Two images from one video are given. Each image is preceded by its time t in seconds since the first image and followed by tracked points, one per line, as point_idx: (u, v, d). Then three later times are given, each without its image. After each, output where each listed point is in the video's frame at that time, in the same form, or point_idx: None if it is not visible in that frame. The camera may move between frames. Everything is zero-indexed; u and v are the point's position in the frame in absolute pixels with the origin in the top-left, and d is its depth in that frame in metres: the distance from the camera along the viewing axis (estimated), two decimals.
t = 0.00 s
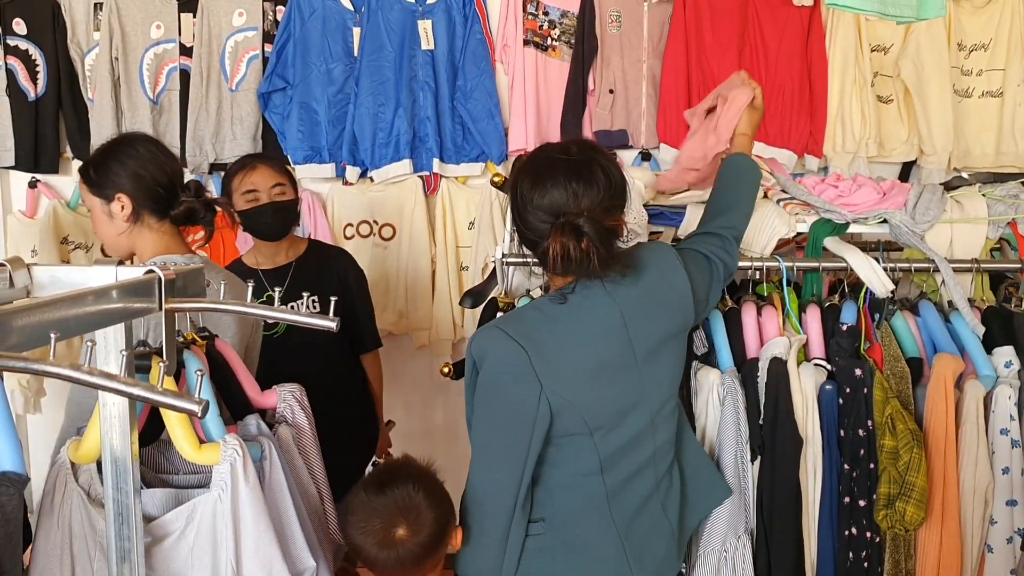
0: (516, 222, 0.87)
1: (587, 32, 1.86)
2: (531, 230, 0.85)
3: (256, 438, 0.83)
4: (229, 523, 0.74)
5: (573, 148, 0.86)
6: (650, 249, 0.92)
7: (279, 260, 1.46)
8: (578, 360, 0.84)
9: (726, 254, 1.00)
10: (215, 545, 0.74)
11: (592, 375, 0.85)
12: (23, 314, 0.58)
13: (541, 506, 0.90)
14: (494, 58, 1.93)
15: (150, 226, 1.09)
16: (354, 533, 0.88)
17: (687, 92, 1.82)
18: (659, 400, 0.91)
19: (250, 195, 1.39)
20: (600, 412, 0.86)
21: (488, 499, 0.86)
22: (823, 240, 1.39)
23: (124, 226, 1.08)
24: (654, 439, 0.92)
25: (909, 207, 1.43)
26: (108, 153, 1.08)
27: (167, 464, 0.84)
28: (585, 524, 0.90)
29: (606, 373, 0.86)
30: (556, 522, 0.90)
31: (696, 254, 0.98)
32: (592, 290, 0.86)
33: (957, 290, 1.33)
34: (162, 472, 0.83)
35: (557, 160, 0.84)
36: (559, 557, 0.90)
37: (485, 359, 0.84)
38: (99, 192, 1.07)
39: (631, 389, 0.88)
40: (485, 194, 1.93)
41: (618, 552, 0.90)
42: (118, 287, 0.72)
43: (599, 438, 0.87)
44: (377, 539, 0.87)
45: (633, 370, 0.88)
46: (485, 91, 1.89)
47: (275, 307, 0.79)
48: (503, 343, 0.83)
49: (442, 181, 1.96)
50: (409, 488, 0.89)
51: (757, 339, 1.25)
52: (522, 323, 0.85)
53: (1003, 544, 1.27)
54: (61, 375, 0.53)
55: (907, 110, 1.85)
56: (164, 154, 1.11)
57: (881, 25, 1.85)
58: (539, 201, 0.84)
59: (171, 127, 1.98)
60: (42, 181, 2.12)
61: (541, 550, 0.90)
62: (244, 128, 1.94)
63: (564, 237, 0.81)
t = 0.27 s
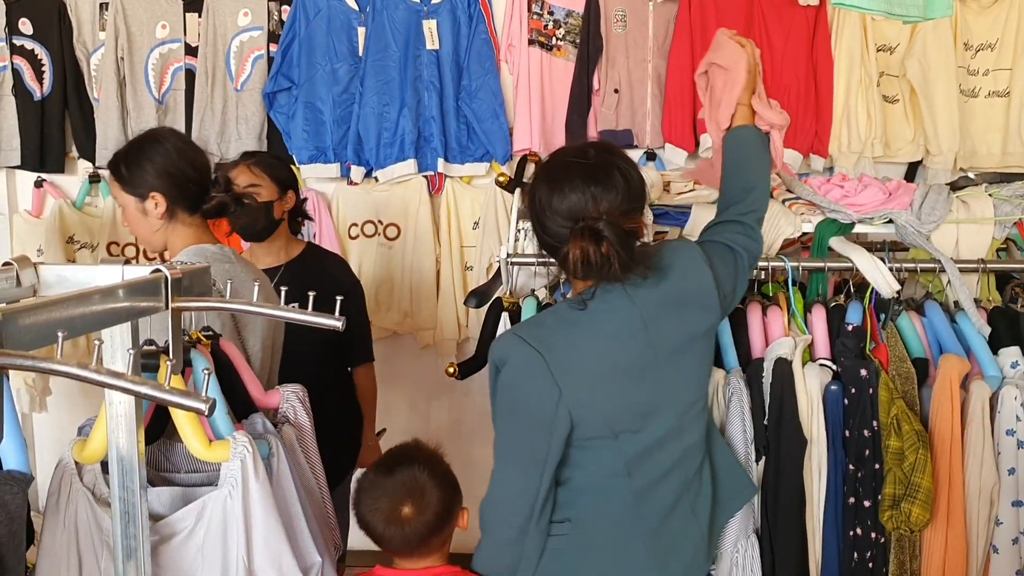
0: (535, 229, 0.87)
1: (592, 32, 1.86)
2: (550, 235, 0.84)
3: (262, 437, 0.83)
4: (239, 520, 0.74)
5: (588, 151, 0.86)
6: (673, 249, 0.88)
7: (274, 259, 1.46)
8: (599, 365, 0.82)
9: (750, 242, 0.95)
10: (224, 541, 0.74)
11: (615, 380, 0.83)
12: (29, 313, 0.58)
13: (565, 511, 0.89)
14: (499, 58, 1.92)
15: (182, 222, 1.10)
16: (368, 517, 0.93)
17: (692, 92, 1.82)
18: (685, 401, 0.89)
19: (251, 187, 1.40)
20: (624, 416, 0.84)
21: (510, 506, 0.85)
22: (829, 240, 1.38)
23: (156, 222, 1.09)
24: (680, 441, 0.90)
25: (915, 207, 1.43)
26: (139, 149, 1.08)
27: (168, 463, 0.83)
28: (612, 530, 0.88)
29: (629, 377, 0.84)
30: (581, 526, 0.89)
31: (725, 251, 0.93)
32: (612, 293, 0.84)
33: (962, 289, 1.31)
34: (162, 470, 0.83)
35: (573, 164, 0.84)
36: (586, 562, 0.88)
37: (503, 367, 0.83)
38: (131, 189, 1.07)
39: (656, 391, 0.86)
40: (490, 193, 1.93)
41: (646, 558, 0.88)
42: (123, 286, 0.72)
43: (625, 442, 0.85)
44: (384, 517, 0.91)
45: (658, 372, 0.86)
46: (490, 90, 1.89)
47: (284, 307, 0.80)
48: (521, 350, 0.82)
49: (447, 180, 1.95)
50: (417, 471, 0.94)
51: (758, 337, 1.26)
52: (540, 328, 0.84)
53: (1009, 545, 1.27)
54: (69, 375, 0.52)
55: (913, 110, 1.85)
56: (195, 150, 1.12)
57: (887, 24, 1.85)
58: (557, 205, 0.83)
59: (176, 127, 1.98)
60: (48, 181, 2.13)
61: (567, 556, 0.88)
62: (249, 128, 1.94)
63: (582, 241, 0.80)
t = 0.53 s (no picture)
0: (562, 235, 0.87)
1: (596, 32, 1.86)
2: (578, 243, 0.84)
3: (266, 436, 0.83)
4: (242, 519, 0.74)
5: (616, 157, 0.86)
6: (703, 254, 0.89)
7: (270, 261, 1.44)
8: (631, 377, 0.82)
9: (778, 234, 0.94)
10: (228, 541, 0.74)
11: (647, 391, 0.83)
12: (32, 312, 0.58)
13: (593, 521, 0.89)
14: (502, 58, 1.92)
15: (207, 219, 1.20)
16: (390, 496, 1.02)
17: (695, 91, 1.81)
18: (717, 412, 0.89)
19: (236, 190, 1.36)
20: (657, 427, 0.84)
21: (541, 517, 0.85)
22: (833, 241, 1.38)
23: (188, 216, 1.18)
24: (713, 452, 0.90)
25: (919, 207, 1.43)
26: (185, 147, 1.18)
27: (174, 465, 0.83)
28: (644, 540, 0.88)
29: (661, 388, 0.83)
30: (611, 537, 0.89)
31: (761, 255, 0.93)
32: (643, 304, 0.84)
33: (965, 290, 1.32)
34: (168, 472, 0.83)
35: (601, 171, 0.84)
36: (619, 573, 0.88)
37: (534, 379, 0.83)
38: (172, 180, 1.16)
39: (688, 402, 0.85)
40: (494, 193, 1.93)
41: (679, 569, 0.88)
42: (126, 286, 0.72)
43: (658, 454, 0.85)
44: (404, 495, 1.00)
45: (691, 383, 0.85)
46: (493, 90, 1.89)
47: (287, 307, 0.79)
48: (551, 362, 0.82)
49: (451, 180, 1.96)
50: (437, 454, 1.03)
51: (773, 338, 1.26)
52: (571, 339, 0.84)
53: (1012, 545, 1.26)
54: (71, 374, 0.52)
55: (916, 110, 1.85)
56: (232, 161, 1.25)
57: (891, 25, 1.85)
58: (585, 213, 0.83)
59: (179, 127, 1.98)
60: (51, 180, 2.13)
61: (597, 566, 0.89)
62: (252, 128, 1.93)
63: (614, 251, 0.81)
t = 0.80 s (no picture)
0: (599, 243, 0.85)
1: (601, 31, 1.86)
2: (619, 251, 0.82)
3: (274, 434, 0.83)
4: (248, 517, 0.74)
5: (656, 163, 0.84)
6: (737, 271, 0.87)
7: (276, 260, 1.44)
8: (663, 402, 0.81)
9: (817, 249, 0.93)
10: (236, 540, 0.74)
11: (679, 415, 0.82)
12: (36, 312, 0.58)
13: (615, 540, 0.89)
14: (508, 58, 1.93)
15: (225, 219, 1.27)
16: (408, 487, 1.07)
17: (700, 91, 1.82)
18: (744, 436, 0.88)
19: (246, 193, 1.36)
20: (685, 452, 0.83)
21: (558, 534, 0.85)
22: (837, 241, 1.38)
23: (205, 215, 1.25)
24: (738, 473, 0.90)
25: (924, 207, 1.43)
26: (199, 152, 1.25)
27: (185, 463, 0.84)
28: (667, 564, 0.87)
29: (692, 412, 0.83)
30: (627, 556, 0.89)
31: (795, 263, 0.92)
32: (679, 321, 0.83)
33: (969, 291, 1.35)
34: (180, 472, 0.83)
35: (644, 177, 0.82)
36: None
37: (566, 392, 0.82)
38: (190, 181, 1.23)
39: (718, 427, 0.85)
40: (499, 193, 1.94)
41: None
42: (131, 286, 0.72)
43: (684, 479, 0.85)
44: (417, 489, 1.05)
45: (720, 407, 0.85)
46: (498, 91, 1.90)
47: (293, 307, 0.79)
48: (584, 377, 0.81)
49: (456, 180, 1.96)
50: (443, 449, 1.06)
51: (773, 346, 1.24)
52: (603, 354, 0.83)
53: (1018, 545, 1.26)
54: (75, 374, 0.52)
55: (921, 110, 1.85)
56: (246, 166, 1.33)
57: (896, 25, 1.85)
58: (630, 220, 0.81)
59: (185, 127, 1.98)
60: (57, 180, 2.13)
61: None
62: (257, 128, 1.94)
63: (663, 258, 0.79)
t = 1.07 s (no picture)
0: (645, 240, 0.79)
1: (600, 31, 1.86)
2: (669, 246, 0.76)
3: (275, 433, 0.83)
4: (249, 516, 0.74)
5: (704, 152, 0.79)
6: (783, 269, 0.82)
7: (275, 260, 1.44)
8: (700, 410, 0.76)
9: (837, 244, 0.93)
10: (236, 539, 0.75)
11: (717, 425, 0.77)
12: (38, 311, 0.58)
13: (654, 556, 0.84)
14: (508, 57, 1.92)
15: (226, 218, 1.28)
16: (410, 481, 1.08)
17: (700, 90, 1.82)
18: (790, 446, 0.83)
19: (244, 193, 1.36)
20: (724, 463, 0.79)
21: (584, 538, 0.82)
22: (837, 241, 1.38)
23: (209, 215, 1.26)
24: (784, 484, 0.85)
25: (924, 207, 1.43)
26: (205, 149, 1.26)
27: (188, 462, 0.84)
28: None
29: (732, 422, 0.78)
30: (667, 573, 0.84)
31: (818, 261, 0.91)
32: (722, 324, 0.77)
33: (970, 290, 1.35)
34: (184, 470, 0.84)
35: (694, 167, 0.76)
36: None
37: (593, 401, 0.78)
38: (194, 179, 1.23)
39: (760, 437, 0.80)
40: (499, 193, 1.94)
41: None
42: (131, 285, 0.73)
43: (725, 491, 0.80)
44: (418, 485, 1.06)
45: (763, 415, 0.79)
46: (498, 90, 1.90)
47: (293, 307, 0.80)
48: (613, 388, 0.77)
49: (456, 180, 1.96)
50: (443, 444, 1.06)
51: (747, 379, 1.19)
52: (635, 359, 0.78)
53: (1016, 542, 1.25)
54: (77, 374, 0.52)
55: (921, 109, 1.85)
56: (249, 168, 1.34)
57: (896, 24, 1.85)
58: (682, 212, 0.75)
59: (185, 126, 1.98)
60: (57, 180, 2.13)
61: None
62: (258, 127, 1.94)
63: (723, 253, 0.74)
